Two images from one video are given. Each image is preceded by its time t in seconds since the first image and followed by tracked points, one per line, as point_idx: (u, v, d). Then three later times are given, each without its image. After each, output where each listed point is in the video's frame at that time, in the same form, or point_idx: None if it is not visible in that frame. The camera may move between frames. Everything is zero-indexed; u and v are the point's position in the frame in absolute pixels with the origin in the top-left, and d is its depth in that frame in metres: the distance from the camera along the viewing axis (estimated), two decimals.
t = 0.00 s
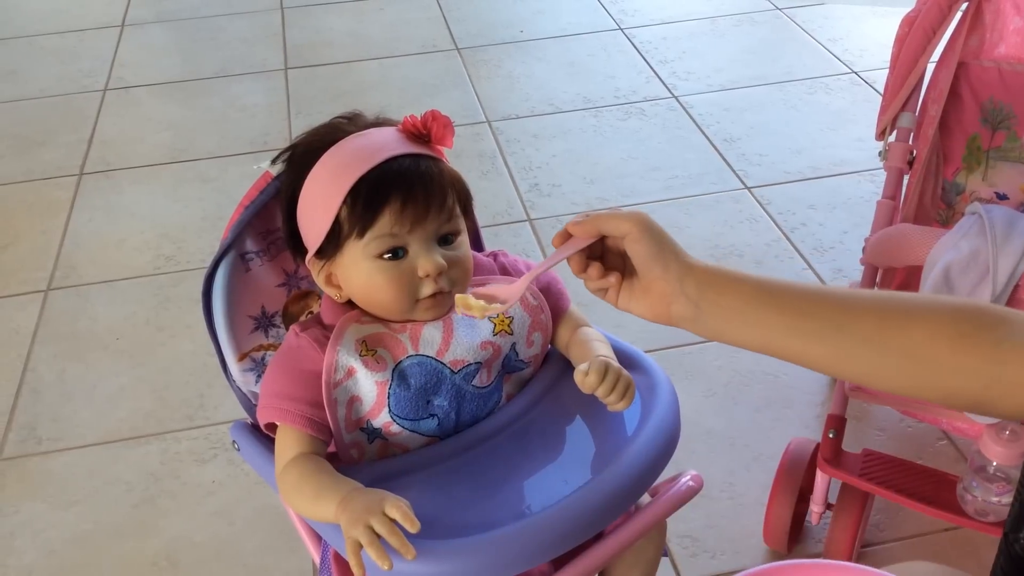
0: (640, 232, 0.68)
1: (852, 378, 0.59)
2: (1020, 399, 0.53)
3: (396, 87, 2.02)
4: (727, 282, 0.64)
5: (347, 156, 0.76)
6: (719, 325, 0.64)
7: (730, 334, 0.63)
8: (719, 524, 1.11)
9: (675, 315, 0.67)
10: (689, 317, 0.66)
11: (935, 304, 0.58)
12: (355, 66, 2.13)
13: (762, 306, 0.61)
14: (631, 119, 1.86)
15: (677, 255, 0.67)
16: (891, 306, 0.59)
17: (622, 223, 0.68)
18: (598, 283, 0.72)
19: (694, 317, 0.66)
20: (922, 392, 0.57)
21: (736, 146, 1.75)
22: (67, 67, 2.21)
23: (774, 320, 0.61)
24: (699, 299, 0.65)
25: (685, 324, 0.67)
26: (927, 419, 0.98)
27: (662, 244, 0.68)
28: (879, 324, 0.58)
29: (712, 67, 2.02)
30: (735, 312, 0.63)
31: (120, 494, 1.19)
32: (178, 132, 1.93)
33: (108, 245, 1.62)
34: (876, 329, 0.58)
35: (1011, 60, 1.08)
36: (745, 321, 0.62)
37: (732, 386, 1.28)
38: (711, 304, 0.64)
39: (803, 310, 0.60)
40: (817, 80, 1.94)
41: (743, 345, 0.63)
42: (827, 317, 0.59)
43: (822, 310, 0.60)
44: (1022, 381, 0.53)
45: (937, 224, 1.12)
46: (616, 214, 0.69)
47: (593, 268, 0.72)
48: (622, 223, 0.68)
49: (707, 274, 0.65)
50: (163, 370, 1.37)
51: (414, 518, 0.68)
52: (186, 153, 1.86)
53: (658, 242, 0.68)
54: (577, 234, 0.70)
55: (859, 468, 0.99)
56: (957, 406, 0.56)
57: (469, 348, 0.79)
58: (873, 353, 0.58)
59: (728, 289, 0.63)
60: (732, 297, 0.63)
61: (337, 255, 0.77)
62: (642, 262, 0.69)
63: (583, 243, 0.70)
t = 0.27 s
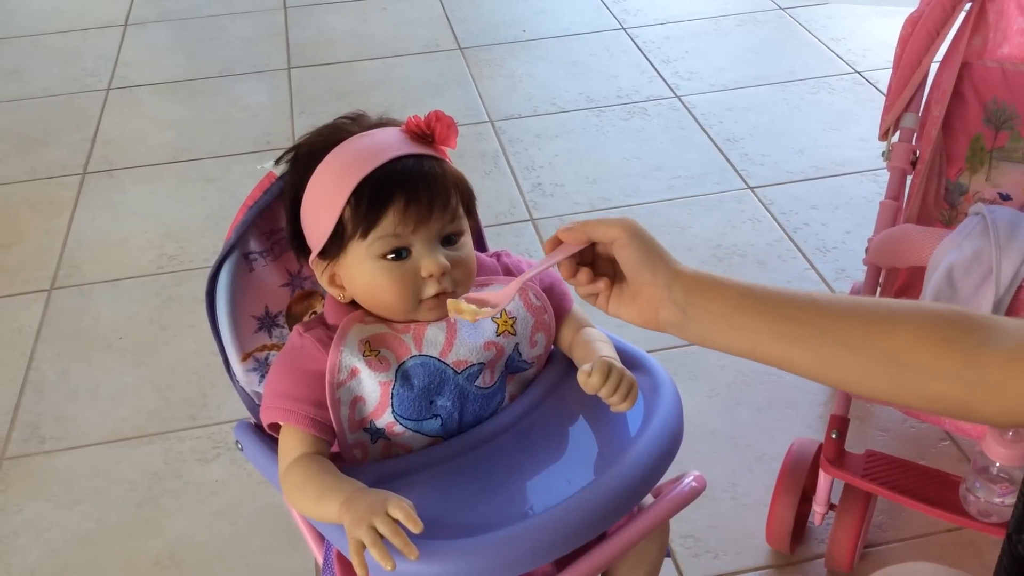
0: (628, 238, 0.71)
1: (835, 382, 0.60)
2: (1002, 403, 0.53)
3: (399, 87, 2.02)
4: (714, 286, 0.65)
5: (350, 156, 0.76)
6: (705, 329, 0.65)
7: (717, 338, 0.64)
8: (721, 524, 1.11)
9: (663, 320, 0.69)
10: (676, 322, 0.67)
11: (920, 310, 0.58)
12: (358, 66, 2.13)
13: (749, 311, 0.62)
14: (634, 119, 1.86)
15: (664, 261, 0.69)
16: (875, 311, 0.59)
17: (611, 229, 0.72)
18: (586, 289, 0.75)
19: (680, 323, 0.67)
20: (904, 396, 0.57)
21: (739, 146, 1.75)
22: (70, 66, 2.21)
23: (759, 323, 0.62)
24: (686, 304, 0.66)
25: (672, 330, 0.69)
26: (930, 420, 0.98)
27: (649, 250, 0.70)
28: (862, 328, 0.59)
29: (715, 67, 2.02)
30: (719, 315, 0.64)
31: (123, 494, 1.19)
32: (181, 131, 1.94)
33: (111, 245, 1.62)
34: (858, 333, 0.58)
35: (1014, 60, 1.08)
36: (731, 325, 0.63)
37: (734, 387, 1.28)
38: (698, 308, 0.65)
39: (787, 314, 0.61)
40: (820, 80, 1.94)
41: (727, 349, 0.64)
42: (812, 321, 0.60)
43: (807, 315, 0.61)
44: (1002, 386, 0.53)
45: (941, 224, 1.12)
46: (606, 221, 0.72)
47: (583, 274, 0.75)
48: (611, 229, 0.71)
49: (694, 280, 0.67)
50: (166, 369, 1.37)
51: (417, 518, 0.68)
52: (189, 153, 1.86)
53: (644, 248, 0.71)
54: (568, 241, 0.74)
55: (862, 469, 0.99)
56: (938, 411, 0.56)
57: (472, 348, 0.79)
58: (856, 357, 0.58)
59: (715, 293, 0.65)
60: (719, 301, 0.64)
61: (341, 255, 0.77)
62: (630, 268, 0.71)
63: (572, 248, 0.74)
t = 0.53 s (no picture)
0: (613, 238, 0.72)
1: (820, 384, 0.59)
2: (986, 404, 0.53)
3: (400, 87, 2.02)
4: (699, 287, 0.65)
5: (351, 157, 0.76)
6: (690, 329, 0.64)
7: (701, 339, 0.64)
8: (721, 524, 1.11)
9: (650, 320, 0.68)
10: (662, 322, 0.67)
11: (905, 313, 0.58)
12: (359, 66, 2.13)
13: (734, 311, 0.62)
14: (635, 119, 1.86)
15: (649, 261, 0.69)
16: (860, 313, 0.59)
17: (597, 229, 0.72)
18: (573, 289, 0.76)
19: (666, 324, 0.67)
20: (890, 398, 0.57)
21: (740, 146, 1.75)
22: (72, 67, 2.21)
23: (744, 325, 0.62)
24: (671, 304, 0.66)
25: (658, 331, 0.68)
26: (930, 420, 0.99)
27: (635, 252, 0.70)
28: (847, 330, 0.59)
29: (716, 67, 2.01)
30: (704, 316, 0.64)
31: (124, 494, 1.20)
32: (183, 131, 1.94)
33: (112, 245, 1.62)
34: (844, 334, 0.58)
35: (1015, 60, 1.08)
36: (715, 326, 0.63)
37: (735, 387, 1.28)
38: (684, 309, 0.65)
39: (773, 316, 0.61)
40: (821, 81, 1.94)
41: (713, 351, 0.64)
42: (798, 323, 0.60)
43: (793, 317, 0.61)
44: (987, 386, 0.53)
45: (942, 224, 1.12)
46: (592, 221, 0.73)
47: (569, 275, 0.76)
48: (597, 229, 0.72)
49: (680, 281, 0.66)
50: (167, 369, 1.38)
51: (417, 519, 0.69)
52: (190, 153, 1.86)
53: (630, 248, 0.71)
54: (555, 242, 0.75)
55: (863, 470, 0.99)
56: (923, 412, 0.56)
57: (472, 349, 0.79)
58: (842, 358, 0.58)
59: (700, 294, 0.64)
60: (705, 302, 0.64)
61: (341, 256, 0.77)
62: (616, 269, 0.72)
63: (559, 249, 0.75)
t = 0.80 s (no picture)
0: (605, 234, 0.72)
1: (810, 377, 0.60)
2: (973, 397, 0.54)
3: (402, 87, 2.02)
4: (690, 281, 0.65)
5: (352, 157, 0.76)
6: (680, 323, 0.65)
7: (693, 333, 0.64)
8: (722, 524, 1.11)
9: (640, 315, 0.69)
10: (653, 317, 0.68)
11: (895, 306, 0.59)
12: (360, 66, 2.13)
13: (724, 305, 0.62)
14: (636, 119, 1.86)
15: (640, 257, 0.70)
16: (850, 306, 0.59)
17: (589, 225, 0.72)
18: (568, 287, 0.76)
19: (657, 318, 0.67)
20: (879, 390, 0.57)
21: (741, 146, 1.75)
22: (74, 67, 2.21)
23: (734, 319, 0.62)
24: (662, 299, 0.66)
25: (650, 325, 0.69)
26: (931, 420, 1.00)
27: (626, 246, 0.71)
28: (837, 323, 0.59)
29: (717, 67, 2.01)
30: (694, 310, 0.64)
31: (125, 493, 1.20)
32: (184, 131, 1.94)
33: (113, 244, 1.62)
34: (833, 328, 0.59)
35: (1016, 60, 1.08)
36: (707, 319, 0.63)
37: (737, 387, 1.28)
38: (675, 303, 0.65)
39: (763, 309, 0.61)
40: (823, 80, 1.94)
41: (703, 344, 0.64)
42: (788, 316, 0.60)
43: (782, 310, 0.61)
44: (974, 380, 0.54)
45: (943, 224, 1.12)
46: (583, 217, 0.72)
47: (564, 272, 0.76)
48: (589, 225, 0.72)
49: (671, 276, 0.67)
50: (168, 369, 1.38)
51: (418, 518, 0.69)
52: (192, 152, 1.87)
53: (620, 243, 0.71)
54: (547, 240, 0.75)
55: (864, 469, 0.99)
56: (912, 406, 0.57)
57: (474, 348, 0.79)
58: (831, 351, 0.58)
59: (691, 288, 0.65)
60: (695, 296, 0.64)
61: (342, 255, 0.77)
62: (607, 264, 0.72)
63: (552, 246, 0.75)
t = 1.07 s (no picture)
0: (604, 229, 0.72)
1: (808, 374, 0.60)
2: (971, 392, 0.54)
3: (403, 86, 2.02)
4: (687, 277, 0.65)
5: (353, 156, 0.76)
6: (678, 320, 0.65)
7: (690, 329, 0.64)
8: (724, 523, 1.11)
9: (638, 311, 0.69)
10: (651, 313, 0.67)
11: (892, 301, 0.59)
12: (361, 65, 2.13)
13: (721, 301, 0.62)
14: (637, 118, 1.86)
15: (639, 252, 0.70)
16: (848, 302, 0.59)
17: (588, 219, 0.72)
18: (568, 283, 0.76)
19: (654, 315, 0.67)
20: (876, 386, 0.57)
21: (742, 145, 1.75)
22: (75, 66, 2.21)
23: (732, 316, 0.62)
24: (660, 295, 0.66)
25: (648, 321, 0.69)
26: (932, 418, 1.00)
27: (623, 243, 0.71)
28: (835, 319, 0.59)
29: (718, 66, 2.01)
30: (691, 306, 0.64)
31: (127, 493, 1.20)
32: (185, 130, 1.94)
33: (115, 244, 1.63)
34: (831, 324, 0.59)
35: (1018, 59, 1.08)
36: (704, 315, 0.63)
37: (738, 386, 1.28)
38: (673, 300, 0.65)
39: (760, 305, 0.61)
40: (824, 79, 1.94)
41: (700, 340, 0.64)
42: (785, 312, 0.60)
43: (780, 306, 0.61)
44: (972, 375, 0.54)
45: (945, 223, 1.12)
46: (583, 212, 0.73)
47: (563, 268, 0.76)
48: (588, 219, 0.72)
49: (669, 273, 0.66)
50: (170, 368, 1.38)
51: (421, 517, 0.69)
52: (193, 152, 1.87)
53: (618, 238, 0.71)
54: (547, 236, 0.75)
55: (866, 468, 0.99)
56: (910, 401, 0.57)
57: (476, 347, 0.79)
58: (829, 347, 0.58)
59: (689, 284, 0.64)
60: (692, 292, 0.64)
61: (344, 254, 0.77)
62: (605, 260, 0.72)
63: (552, 242, 0.75)
